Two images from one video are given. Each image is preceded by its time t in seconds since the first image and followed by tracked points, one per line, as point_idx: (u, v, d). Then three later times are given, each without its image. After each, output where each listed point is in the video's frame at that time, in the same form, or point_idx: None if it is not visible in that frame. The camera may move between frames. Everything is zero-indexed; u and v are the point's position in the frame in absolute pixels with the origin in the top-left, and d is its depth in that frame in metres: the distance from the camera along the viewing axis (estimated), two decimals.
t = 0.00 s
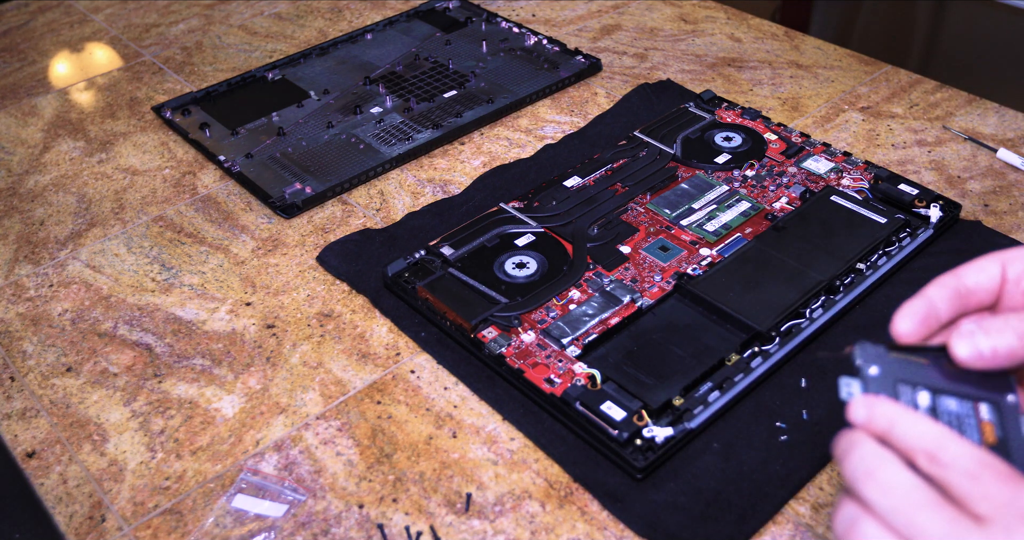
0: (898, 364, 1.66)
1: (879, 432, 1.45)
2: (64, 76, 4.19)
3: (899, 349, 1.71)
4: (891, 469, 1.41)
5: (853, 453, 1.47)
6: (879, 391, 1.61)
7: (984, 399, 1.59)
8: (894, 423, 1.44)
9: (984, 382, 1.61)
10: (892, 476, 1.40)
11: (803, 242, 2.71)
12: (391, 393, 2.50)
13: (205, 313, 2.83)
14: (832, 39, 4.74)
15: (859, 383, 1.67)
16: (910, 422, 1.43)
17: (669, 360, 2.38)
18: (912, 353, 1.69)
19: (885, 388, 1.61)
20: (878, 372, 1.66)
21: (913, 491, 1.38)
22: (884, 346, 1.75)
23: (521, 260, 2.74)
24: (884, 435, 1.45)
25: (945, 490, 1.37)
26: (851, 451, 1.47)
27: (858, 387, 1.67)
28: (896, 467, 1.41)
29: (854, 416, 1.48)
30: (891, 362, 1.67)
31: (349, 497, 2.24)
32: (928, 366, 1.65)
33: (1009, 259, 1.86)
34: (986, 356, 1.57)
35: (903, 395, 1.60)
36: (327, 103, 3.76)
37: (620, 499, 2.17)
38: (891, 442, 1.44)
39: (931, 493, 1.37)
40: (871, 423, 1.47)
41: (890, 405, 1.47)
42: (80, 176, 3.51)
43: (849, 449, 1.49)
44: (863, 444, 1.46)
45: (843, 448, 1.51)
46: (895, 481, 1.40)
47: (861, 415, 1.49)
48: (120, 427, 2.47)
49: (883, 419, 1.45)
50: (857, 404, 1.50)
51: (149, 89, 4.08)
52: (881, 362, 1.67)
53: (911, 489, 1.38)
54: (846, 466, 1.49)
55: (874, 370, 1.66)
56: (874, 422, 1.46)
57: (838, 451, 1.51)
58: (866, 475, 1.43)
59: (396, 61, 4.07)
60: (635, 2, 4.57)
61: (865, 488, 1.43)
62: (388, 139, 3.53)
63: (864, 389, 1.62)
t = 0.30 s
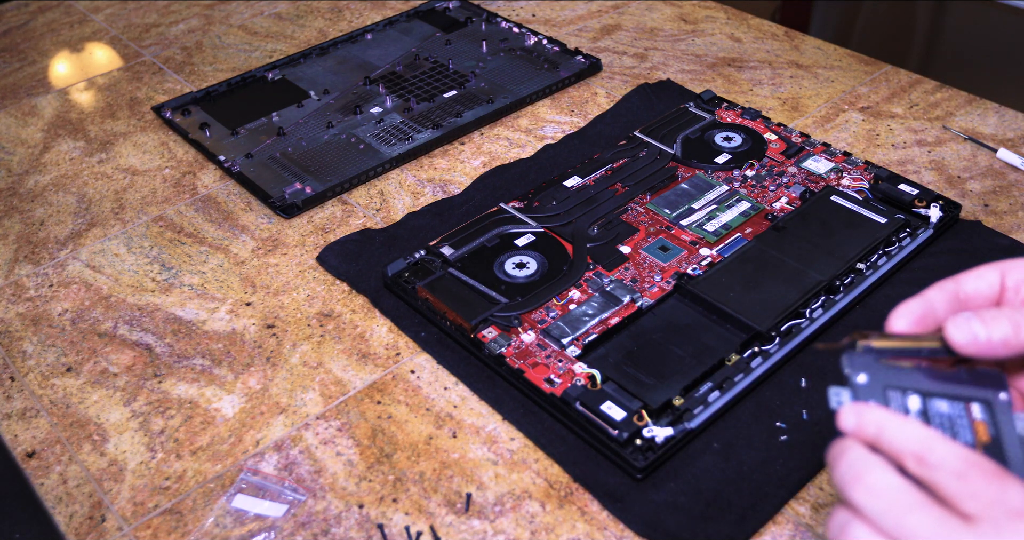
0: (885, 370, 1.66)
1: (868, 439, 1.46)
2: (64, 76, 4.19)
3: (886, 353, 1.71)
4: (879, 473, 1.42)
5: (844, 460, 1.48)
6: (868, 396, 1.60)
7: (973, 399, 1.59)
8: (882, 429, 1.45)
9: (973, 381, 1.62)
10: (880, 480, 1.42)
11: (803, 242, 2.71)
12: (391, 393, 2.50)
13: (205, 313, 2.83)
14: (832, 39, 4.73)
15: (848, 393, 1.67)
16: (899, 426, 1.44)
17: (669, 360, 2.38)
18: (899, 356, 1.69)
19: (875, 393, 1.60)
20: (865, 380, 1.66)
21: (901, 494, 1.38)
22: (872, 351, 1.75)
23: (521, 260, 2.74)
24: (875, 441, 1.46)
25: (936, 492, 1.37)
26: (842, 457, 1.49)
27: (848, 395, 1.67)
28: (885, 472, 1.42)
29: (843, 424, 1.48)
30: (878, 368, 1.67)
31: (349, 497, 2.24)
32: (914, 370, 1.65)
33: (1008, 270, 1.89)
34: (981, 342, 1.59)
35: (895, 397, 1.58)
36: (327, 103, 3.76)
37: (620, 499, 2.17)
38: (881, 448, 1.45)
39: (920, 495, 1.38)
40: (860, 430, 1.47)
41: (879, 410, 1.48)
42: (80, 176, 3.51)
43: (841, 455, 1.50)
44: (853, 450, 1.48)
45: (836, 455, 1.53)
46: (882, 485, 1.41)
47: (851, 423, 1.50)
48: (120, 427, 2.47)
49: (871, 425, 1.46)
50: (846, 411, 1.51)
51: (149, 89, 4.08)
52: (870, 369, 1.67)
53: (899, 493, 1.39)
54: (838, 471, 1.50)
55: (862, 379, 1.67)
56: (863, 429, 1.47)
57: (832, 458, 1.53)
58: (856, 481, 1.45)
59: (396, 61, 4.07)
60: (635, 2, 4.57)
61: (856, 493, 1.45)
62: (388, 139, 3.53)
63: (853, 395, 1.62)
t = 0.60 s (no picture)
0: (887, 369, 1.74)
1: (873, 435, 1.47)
2: (64, 76, 4.19)
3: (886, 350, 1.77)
4: (884, 469, 1.43)
5: (848, 456, 1.49)
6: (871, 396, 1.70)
7: (976, 397, 1.64)
8: (887, 425, 1.45)
9: (976, 383, 1.64)
10: (885, 475, 1.42)
11: (803, 242, 2.71)
12: (391, 393, 2.50)
13: (205, 313, 2.83)
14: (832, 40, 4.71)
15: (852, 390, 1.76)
16: (903, 422, 1.45)
17: (669, 360, 2.38)
18: (903, 355, 1.75)
19: (876, 392, 1.70)
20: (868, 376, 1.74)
21: (905, 489, 1.39)
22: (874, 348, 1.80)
23: (521, 260, 2.74)
24: (880, 437, 1.46)
25: (941, 488, 1.38)
26: (846, 453, 1.49)
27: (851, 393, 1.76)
28: (889, 467, 1.43)
29: (847, 421, 1.49)
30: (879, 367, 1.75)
31: (349, 497, 2.24)
32: (920, 369, 1.70)
33: (1016, 274, 1.75)
34: (980, 361, 1.54)
35: (896, 396, 1.68)
36: (327, 103, 3.76)
37: (620, 499, 2.17)
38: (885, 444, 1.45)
39: (925, 490, 1.38)
40: (865, 427, 1.48)
41: (883, 407, 1.49)
42: (80, 176, 3.51)
43: (845, 453, 1.50)
44: (857, 446, 1.48)
45: (839, 452, 1.53)
46: (887, 480, 1.41)
47: (855, 420, 1.50)
48: (120, 427, 2.47)
49: (876, 422, 1.47)
50: (850, 408, 1.51)
51: (149, 89, 4.07)
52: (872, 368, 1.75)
53: (903, 488, 1.39)
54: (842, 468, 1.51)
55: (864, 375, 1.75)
56: (867, 425, 1.48)
57: (835, 455, 1.54)
58: (861, 477, 1.45)
59: (396, 61, 4.07)
60: (635, 2, 4.57)
61: (860, 489, 1.45)
62: (388, 139, 3.53)
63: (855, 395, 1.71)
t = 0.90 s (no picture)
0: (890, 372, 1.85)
1: (876, 433, 1.51)
2: (64, 76, 4.19)
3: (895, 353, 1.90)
4: (887, 463, 1.46)
5: (851, 452, 1.52)
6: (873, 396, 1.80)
7: (975, 399, 1.70)
8: (889, 422, 1.50)
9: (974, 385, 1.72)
10: (888, 468, 1.45)
11: (803, 242, 2.71)
12: (391, 393, 2.50)
13: (205, 313, 2.83)
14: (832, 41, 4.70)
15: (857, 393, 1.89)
16: (904, 420, 1.50)
17: (669, 360, 2.38)
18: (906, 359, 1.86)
19: (876, 390, 1.82)
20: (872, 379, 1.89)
21: (908, 480, 1.42)
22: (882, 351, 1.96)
23: (521, 260, 2.74)
24: (882, 434, 1.50)
25: (943, 482, 1.41)
26: (849, 450, 1.53)
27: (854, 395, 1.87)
28: (892, 461, 1.46)
29: (850, 419, 1.54)
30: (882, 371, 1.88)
31: (349, 497, 2.24)
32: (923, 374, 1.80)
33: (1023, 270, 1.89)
34: (985, 366, 1.69)
35: (896, 395, 1.77)
36: (327, 103, 3.76)
37: (620, 499, 2.17)
38: (888, 442, 1.49)
39: (927, 483, 1.41)
40: (868, 426, 1.53)
41: (885, 407, 1.54)
42: (80, 176, 3.51)
43: (847, 451, 1.54)
44: (860, 443, 1.52)
45: (842, 453, 1.57)
46: (890, 472, 1.44)
47: (858, 420, 1.55)
48: (120, 427, 2.47)
49: (878, 420, 1.52)
50: (853, 409, 1.56)
51: (149, 89, 4.07)
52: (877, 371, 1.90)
53: (906, 480, 1.42)
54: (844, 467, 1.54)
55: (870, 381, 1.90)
56: (870, 424, 1.53)
57: (838, 456, 1.57)
58: (863, 472, 1.47)
59: (396, 61, 4.07)
60: (635, 2, 4.57)
61: (863, 483, 1.47)
62: (388, 139, 3.53)
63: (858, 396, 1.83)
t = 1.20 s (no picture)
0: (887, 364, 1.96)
1: (876, 433, 1.42)
2: (64, 76, 4.19)
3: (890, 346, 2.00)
4: (883, 465, 1.39)
5: (851, 454, 1.45)
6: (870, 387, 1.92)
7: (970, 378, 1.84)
8: (890, 422, 1.41)
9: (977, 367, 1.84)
10: (884, 473, 1.38)
11: (803, 242, 2.71)
12: (391, 393, 2.50)
13: (205, 313, 2.83)
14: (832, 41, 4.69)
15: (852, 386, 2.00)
16: (906, 419, 1.41)
17: (669, 360, 2.38)
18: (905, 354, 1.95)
19: (884, 386, 1.66)
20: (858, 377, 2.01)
21: (905, 485, 1.35)
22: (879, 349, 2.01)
23: (521, 260, 2.74)
24: (883, 435, 1.42)
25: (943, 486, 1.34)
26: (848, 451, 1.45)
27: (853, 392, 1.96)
28: (889, 465, 1.39)
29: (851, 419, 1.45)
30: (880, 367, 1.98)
31: (349, 497, 2.24)
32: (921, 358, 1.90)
33: None
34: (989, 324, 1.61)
35: (904, 390, 1.64)
36: (327, 103, 3.76)
37: (620, 499, 2.17)
38: (888, 442, 1.41)
39: (925, 487, 1.34)
40: (869, 425, 1.44)
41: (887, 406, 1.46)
42: (80, 176, 3.51)
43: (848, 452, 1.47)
44: (859, 444, 1.44)
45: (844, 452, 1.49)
46: (885, 475, 1.37)
47: (859, 418, 1.46)
48: (120, 427, 2.47)
49: (878, 419, 1.42)
50: (855, 407, 1.47)
51: (149, 89, 4.08)
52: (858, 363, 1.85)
53: (903, 485, 1.35)
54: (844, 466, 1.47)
55: (862, 372, 1.84)
56: (871, 423, 1.43)
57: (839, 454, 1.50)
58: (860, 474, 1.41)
59: (396, 61, 4.07)
60: (635, 2, 4.57)
61: (859, 487, 1.40)
62: (388, 139, 3.53)
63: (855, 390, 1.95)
